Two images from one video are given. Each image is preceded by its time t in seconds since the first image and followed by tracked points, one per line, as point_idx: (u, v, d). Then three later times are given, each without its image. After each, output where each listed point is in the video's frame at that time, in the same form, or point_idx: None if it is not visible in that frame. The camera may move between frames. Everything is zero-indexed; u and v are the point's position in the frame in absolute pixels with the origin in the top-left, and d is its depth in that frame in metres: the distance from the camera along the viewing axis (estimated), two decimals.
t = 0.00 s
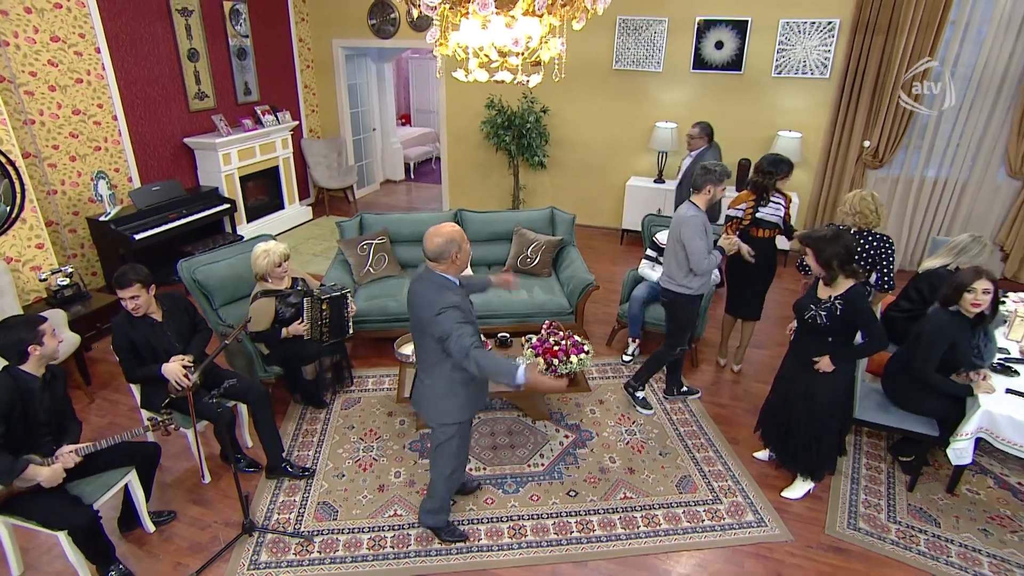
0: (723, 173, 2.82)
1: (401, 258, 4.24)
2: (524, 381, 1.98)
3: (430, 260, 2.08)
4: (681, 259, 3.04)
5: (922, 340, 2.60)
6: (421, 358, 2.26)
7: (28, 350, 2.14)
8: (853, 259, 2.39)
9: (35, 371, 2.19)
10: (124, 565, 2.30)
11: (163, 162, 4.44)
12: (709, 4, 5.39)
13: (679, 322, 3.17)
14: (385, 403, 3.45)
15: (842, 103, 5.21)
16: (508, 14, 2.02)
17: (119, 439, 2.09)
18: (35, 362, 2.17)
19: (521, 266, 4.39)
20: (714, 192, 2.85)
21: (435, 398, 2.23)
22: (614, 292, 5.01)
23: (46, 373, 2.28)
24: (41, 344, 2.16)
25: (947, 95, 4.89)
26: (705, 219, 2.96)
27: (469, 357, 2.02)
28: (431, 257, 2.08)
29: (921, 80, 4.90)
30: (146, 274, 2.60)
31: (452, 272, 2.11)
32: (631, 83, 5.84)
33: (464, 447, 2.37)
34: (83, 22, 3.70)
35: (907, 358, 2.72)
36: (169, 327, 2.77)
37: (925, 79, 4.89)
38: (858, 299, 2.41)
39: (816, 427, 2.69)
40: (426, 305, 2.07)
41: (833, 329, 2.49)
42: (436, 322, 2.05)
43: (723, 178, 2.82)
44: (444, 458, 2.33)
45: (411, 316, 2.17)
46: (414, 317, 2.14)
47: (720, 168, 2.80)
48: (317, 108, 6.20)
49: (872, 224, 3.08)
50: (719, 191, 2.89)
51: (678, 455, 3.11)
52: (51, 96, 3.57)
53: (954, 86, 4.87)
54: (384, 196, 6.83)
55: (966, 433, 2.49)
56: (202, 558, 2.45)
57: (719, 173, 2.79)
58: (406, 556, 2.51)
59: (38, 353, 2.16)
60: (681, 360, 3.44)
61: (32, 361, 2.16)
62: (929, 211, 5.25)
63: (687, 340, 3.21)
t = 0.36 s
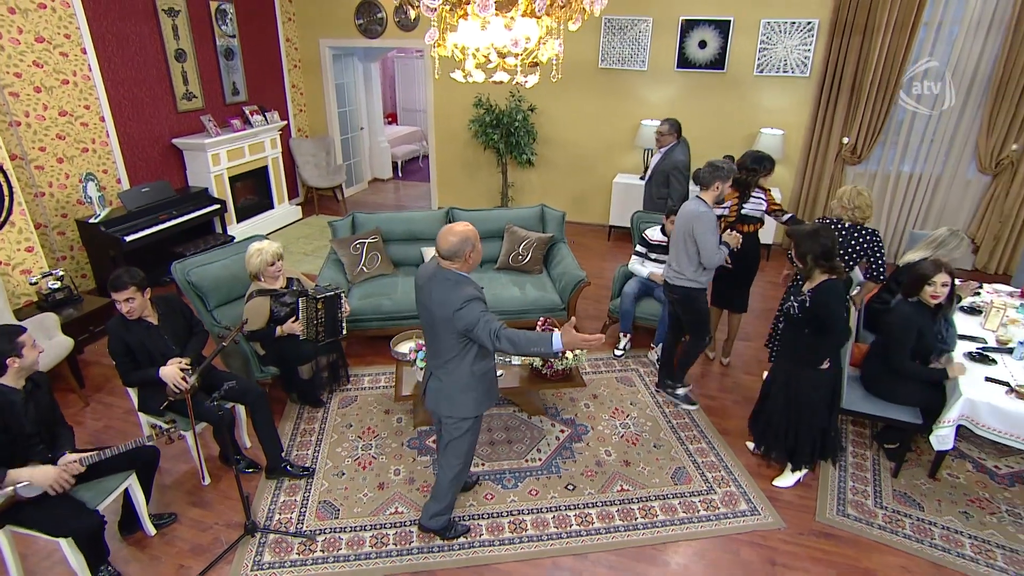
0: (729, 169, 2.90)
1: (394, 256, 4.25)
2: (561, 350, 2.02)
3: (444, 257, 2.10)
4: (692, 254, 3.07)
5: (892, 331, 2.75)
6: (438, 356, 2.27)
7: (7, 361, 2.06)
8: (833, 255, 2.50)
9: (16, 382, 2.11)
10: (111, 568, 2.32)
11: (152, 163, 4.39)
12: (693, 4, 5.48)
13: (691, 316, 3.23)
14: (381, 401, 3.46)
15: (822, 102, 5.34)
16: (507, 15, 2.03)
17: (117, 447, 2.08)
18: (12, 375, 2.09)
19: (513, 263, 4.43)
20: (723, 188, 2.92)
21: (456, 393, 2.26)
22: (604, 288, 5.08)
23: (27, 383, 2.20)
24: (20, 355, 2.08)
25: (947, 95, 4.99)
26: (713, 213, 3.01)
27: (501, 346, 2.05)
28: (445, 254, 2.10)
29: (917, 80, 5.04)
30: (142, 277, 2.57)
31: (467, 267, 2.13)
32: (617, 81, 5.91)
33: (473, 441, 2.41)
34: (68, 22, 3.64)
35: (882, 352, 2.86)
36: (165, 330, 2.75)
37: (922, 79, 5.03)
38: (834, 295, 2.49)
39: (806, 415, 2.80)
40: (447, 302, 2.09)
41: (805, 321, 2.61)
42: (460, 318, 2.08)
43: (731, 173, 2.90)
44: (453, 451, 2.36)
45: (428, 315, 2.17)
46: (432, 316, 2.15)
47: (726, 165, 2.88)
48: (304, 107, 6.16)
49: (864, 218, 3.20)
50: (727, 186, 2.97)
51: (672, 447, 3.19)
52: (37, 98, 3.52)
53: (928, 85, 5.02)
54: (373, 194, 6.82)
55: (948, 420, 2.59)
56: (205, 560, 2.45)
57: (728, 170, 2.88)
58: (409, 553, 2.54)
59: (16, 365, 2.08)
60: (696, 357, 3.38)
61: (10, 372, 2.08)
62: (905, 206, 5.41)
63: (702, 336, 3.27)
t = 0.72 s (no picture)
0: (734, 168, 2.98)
1: (387, 255, 4.25)
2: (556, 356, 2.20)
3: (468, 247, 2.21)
4: (705, 252, 3.15)
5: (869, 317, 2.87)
6: (450, 342, 2.37)
7: None
8: (808, 249, 2.61)
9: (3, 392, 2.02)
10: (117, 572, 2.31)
11: (142, 164, 4.34)
12: (678, 3, 5.55)
13: (695, 306, 3.32)
14: (380, 399, 3.49)
15: (803, 99, 5.45)
16: (507, 17, 2.05)
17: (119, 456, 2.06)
18: None
19: (506, 260, 4.47)
20: (730, 186, 3.00)
21: (464, 379, 2.35)
22: (595, 284, 5.15)
23: (12, 391, 2.09)
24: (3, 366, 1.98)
25: (947, 95, 5.09)
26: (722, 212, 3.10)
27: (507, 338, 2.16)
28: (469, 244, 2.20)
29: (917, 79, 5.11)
30: (138, 279, 2.54)
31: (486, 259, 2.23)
32: (604, 80, 5.97)
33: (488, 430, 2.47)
34: (54, 22, 3.59)
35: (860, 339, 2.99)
36: (162, 333, 2.72)
37: (922, 80, 5.11)
38: (802, 280, 2.61)
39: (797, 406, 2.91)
40: (464, 289, 2.19)
41: (774, 304, 2.77)
42: (474, 306, 2.18)
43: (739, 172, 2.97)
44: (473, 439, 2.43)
45: (444, 301, 2.28)
46: (448, 301, 2.25)
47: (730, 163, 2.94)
48: (293, 106, 6.13)
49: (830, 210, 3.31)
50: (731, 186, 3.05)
51: (666, 439, 3.26)
52: (23, 99, 3.46)
53: (903, 83, 5.17)
54: (362, 192, 6.81)
55: (932, 408, 2.69)
56: (209, 561, 2.46)
57: (732, 169, 2.94)
58: (413, 548, 2.57)
59: None
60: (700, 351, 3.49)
61: None
62: (882, 201, 5.57)
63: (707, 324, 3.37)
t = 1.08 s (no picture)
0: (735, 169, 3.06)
1: (383, 254, 4.28)
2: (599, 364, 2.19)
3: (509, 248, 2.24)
4: (698, 251, 3.28)
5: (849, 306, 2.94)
6: (488, 342, 2.39)
7: None
8: (785, 246, 2.68)
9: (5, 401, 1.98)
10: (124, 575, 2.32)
11: (134, 165, 4.31)
12: (665, 3, 5.62)
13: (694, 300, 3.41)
14: (380, 396, 3.51)
15: (787, 98, 5.56)
16: (511, 18, 2.01)
17: (130, 465, 2.06)
18: None
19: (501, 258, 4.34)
20: (732, 187, 3.08)
21: (502, 380, 2.38)
22: (588, 280, 5.22)
23: (16, 401, 2.07)
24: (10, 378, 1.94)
25: (940, 93, 5.18)
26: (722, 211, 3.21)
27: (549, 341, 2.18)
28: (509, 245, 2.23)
29: (921, 80, 5.20)
30: (139, 283, 2.51)
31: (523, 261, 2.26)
32: (593, 78, 6.03)
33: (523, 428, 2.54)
34: (44, 23, 3.55)
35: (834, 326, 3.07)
36: (163, 336, 2.71)
37: (924, 80, 5.20)
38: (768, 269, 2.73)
39: (775, 391, 3.03)
40: (506, 293, 2.21)
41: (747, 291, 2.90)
42: (517, 309, 2.20)
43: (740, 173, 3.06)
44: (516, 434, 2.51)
45: (485, 303, 2.30)
46: (489, 303, 2.27)
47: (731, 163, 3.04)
48: (284, 106, 6.11)
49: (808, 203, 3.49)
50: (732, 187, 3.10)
51: (663, 431, 3.34)
52: (14, 100, 3.42)
53: (884, 81, 5.30)
54: (354, 191, 6.80)
55: (918, 398, 2.80)
56: (216, 561, 2.48)
57: (728, 172, 3.04)
58: (418, 544, 2.60)
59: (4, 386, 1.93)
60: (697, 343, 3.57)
61: None
62: (864, 198, 5.72)
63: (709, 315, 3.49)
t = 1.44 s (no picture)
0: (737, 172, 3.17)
1: (379, 253, 4.29)
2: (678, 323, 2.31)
3: (553, 251, 2.25)
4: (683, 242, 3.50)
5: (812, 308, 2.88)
6: (540, 343, 2.44)
7: (7, 394, 1.94)
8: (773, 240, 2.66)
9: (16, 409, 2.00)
10: None
11: (127, 167, 4.27)
12: (653, 3, 5.69)
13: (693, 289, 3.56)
14: (380, 395, 3.54)
15: (772, 97, 5.66)
16: (513, 20, 2.01)
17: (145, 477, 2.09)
18: (13, 405, 1.98)
19: (496, 256, 4.37)
20: (724, 186, 3.21)
21: (558, 377, 2.45)
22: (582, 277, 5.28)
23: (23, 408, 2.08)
24: (21, 387, 1.97)
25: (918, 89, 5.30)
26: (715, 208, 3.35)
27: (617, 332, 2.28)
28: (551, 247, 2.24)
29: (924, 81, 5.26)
30: (140, 287, 2.52)
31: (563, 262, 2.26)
32: (583, 78, 6.08)
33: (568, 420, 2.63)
34: (33, 24, 3.50)
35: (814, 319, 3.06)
36: (165, 339, 2.71)
37: (926, 81, 5.26)
38: (748, 258, 2.79)
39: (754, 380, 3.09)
40: (562, 296, 2.25)
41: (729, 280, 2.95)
42: (577, 310, 2.25)
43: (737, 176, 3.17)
44: (560, 428, 2.59)
45: (537, 309, 2.32)
46: (543, 308, 2.30)
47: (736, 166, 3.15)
48: (275, 107, 6.09)
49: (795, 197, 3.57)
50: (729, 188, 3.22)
51: (659, 425, 3.40)
52: (4, 103, 3.37)
53: (865, 81, 5.43)
54: (345, 191, 6.79)
55: (907, 388, 2.90)
56: (223, 562, 2.49)
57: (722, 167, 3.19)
58: (424, 541, 2.64)
59: (17, 394, 1.97)
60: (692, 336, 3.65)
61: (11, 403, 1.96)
62: (847, 194, 5.85)
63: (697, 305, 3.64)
